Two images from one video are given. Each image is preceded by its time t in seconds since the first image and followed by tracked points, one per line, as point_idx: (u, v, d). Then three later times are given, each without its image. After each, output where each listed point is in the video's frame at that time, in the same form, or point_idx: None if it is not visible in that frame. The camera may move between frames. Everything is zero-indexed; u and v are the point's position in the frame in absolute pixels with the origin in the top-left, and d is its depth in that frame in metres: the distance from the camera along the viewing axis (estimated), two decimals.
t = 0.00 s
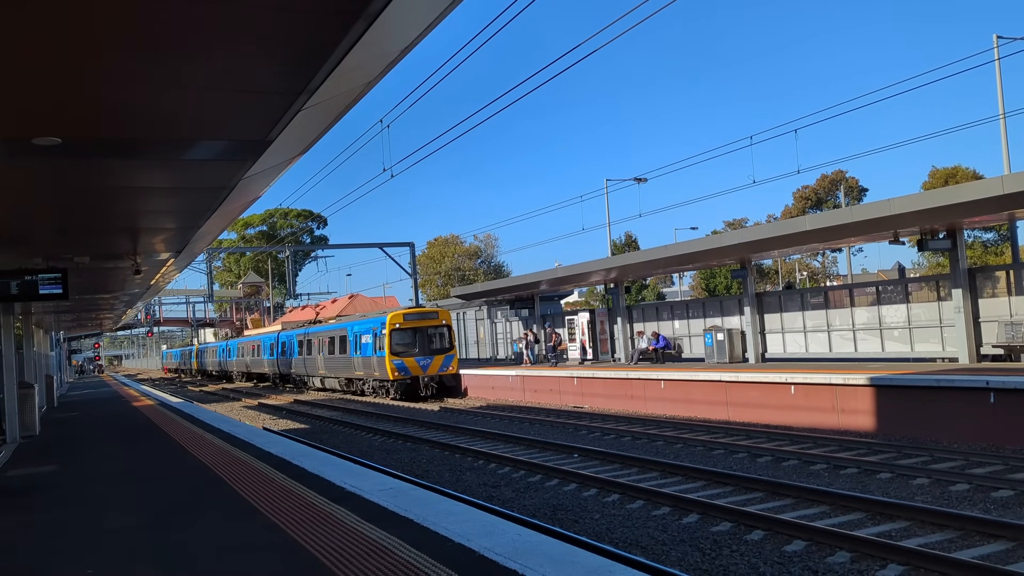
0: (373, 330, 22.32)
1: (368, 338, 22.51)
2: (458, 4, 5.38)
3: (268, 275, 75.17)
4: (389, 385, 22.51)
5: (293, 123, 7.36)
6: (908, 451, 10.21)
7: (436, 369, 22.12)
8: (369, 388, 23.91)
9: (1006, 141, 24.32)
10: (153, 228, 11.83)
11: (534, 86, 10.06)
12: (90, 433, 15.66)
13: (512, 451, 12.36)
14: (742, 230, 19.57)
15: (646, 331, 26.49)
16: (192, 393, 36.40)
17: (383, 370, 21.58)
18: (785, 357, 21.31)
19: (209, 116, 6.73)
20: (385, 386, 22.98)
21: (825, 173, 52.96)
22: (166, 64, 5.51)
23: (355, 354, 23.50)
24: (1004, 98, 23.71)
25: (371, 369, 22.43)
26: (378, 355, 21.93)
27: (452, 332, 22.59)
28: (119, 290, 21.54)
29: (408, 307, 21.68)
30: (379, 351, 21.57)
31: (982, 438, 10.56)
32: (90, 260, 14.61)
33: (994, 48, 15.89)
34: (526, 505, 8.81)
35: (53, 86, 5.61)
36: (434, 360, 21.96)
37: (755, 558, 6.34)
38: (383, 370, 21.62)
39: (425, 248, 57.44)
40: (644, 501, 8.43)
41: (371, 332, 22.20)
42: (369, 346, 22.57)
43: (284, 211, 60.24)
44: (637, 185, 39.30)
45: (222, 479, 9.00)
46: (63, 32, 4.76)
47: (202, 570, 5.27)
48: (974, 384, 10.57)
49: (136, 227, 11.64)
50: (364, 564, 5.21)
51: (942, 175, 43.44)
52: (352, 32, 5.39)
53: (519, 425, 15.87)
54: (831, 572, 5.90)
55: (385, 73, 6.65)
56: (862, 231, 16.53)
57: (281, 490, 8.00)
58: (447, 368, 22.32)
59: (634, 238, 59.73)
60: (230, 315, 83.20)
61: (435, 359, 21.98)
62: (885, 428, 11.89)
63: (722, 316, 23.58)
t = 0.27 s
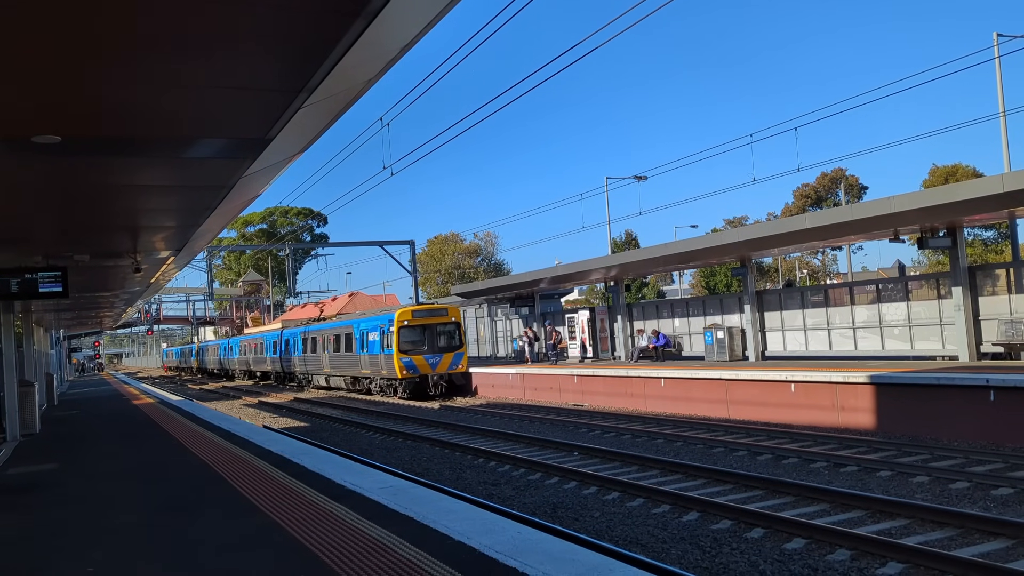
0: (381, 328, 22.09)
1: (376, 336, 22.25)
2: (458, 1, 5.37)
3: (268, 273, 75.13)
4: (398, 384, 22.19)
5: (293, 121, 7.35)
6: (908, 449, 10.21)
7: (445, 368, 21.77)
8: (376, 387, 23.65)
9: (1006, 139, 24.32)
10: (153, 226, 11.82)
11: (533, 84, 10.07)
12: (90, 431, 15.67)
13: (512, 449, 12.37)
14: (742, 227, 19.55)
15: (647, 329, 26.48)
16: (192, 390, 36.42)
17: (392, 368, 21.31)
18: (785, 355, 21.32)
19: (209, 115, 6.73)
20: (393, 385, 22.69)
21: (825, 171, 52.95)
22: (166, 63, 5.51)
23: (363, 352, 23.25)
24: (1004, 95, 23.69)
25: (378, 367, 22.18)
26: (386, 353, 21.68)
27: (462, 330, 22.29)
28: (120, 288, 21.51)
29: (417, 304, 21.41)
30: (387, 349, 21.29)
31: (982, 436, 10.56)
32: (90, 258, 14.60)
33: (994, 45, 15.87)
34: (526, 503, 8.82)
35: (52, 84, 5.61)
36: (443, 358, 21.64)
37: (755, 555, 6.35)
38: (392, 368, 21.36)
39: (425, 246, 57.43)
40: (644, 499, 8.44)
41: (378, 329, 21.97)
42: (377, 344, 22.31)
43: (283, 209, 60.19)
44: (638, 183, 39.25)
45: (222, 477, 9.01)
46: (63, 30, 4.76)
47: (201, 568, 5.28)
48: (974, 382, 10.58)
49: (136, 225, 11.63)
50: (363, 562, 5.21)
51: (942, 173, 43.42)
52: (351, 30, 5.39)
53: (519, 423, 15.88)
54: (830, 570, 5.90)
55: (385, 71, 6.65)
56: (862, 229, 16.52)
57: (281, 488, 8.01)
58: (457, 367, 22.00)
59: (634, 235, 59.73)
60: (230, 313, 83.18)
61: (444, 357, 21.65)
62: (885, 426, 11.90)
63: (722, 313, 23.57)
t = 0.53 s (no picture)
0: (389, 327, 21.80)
1: (384, 333, 21.94)
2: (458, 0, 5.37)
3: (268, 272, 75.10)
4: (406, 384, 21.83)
5: (293, 120, 7.36)
6: (908, 447, 10.22)
7: (455, 367, 21.46)
8: (383, 387, 23.34)
9: (1006, 138, 24.35)
10: (152, 225, 11.81)
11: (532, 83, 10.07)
12: (90, 429, 15.67)
13: (512, 448, 12.36)
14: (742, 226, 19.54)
15: (646, 328, 26.46)
16: (192, 389, 36.39)
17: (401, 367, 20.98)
18: (786, 353, 21.36)
19: (208, 113, 6.74)
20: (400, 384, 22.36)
21: (825, 169, 52.98)
22: (165, 62, 5.51)
23: (370, 350, 22.95)
24: (1004, 94, 23.70)
25: (386, 366, 21.87)
26: (394, 351, 21.38)
27: (471, 328, 22.00)
28: (119, 287, 21.52)
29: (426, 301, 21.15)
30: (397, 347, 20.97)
31: (982, 435, 10.57)
32: (90, 257, 14.61)
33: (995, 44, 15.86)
34: (526, 502, 8.81)
35: (51, 83, 5.61)
36: (453, 356, 21.33)
37: (756, 554, 6.35)
38: (400, 366, 21.05)
39: (425, 244, 57.45)
40: (644, 497, 8.44)
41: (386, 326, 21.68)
42: (385, 342, 21.99)
43: (284, 207, 60.20)
44: (637, 182, 39.26)
45: (222, 475, 9.02)
46: (63, 29, 4.76)
47: (201, 567, 5.28)
48: (974, 380, 10.58)
49: (136, 224, 11.62)
50: (363, 560, 5.22)
51: (942, 171, 43.47)
52: (351, 28, 5.38)
53: (519, 421, 15.87)
54: (830, 568, 5.90)
55: (384, 70, 6.65)
56: (862, 228, 16.50)
57: (281, 486, 8.02)
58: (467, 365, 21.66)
59: (634, 234, 59.76)
60: (230, 312, 83.21)
61: (453, 355, 21.35)
62: (885, 425, 11.91)
63: (722, 312, 23.56)
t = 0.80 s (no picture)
0: (397, 326, 21.44)
1: (393, 332, 21.57)
2: None
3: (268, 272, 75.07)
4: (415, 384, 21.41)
5: (293, 119, 7.36)
6: (908, 447, 10.22)
7: (465, 366, 21.00)
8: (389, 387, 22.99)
9: (1006, 138, 24.38)
10: (153, 224, 11.80)
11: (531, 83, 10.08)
12: (90, 429, 15.68)
13: (512, 448, 12.36)
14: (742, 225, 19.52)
15: (646, 327, 26.44)
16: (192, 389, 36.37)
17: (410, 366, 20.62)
18: (786, 352, 21.37)
19: (208, 113, 6.74)
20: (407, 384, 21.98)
21: (825, 169, 53.03)
22: (165, 61, 5.51)
23: (378, 349, 22.60)
24: (1004, 94, 23.72)
25: (394, 365, 21.53)
26: (402, 350, 21.04)
27: (481, 327, 21.63)
28: (119, 287, 21.54)
29: (435, 299, 20.76)
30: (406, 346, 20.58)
31: (982, 434, 10.57)
32: (90, 256, 14.63)
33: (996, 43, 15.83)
34: (526, 501, 8.82)
35: (51, 82, 5.61)
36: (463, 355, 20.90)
37: (756, 553, 6.35)
38: (409, 366, 20.68)
39: (425, 244, 57.47)
40: (644, 497, 8.44)
41: (395, 325, 21.30)
42: (394, 341, 21.63)
43: (284, 207, 60.20)
44: (637, 181, 39.27)
45: (222, 475, 9.02)
46: (63, 28, 4.75)
47: (201, 566, 5.28)
48: (974, 379, 10.57)
49: (136, 223, 11.61)
50: (363, 560, 5.22)
51: (942, 171, 43.54)
52: (351, 28, 5.38)
53: (519, 421, 15.86)
54: (830, 567, 5.90)
55: (384, 69, 6.65)
56: (862, 227, 16.49)
57: (281, 485, 8.02)
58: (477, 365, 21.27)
59: (634, 234, 59.77)
60: (230, 311, 83.20)
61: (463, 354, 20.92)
62: (885, 424, 11.91)
63: (722, 311, 23.55)
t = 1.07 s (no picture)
0: (404, 326, 21.02)
1: (402, 332, 21.06)
2: None
3: (268, 271, 75.07)
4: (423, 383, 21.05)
5: (292, 119, 7.36)
6: (907, 447, 10.23)
7: (476, 366, 20.49)
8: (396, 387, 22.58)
9: (1005, 139, 24.44)
10: (152, 224, 11.81)
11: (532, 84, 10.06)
12: (89, 429, 15.67)
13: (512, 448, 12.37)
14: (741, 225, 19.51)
15: (646, 327, 26.44)
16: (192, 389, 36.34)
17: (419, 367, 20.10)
18: (785, 353, 21.37)
19: (207, 113, 6.74)
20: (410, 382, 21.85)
21: (824, 169, 53.09)
22: (165, 62, 5.52)
23: (385, 349, 22.14)
24: (1004, 94, 23.74)
25: (402, 365, 21.06)
26: (411, 350, 20.57)
27: (491, 326, 21.10)
28: (118, 287, 21.55)
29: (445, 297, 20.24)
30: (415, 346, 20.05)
31: (981, 434, 10.58)
32: (89, 257, 14.64)
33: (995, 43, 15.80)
34: (526, 501, 8.82)
35: (51, 82, 5.61)
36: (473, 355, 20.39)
37: (754, 553, 6.36)
38: (418, 366, 20.17)
39: (424, 244, 57.48)
40: (643, 497, 8.45)
41: (402, 324, 20.86)
42: (401, 340, 21.16)
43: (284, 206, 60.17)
44: (637, 181, 39.25)
45: (221, 475, 9.01)
46: (62, 28, 4.75)
47: (202, 567, 5.28)
48: (973, 379, 10.58)
49: (135, 223, 11.61)
50: (363, 560, 5.21)
51: (941, 172, 43.62)
52: (351, 28, 5.38)
53: (519, 421, 15.86)
54: (830, 567, 5.90)
55: (383, 70, 6.66)
56: (862, 227, 16.48)
57: (281, 486, 8.01)
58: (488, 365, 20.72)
59: (634, 233, 59.82)
60: (229, 311, 83.16)
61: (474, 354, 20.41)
62: (885, 424, 11.91)
63: (722, 311, 23.54)
